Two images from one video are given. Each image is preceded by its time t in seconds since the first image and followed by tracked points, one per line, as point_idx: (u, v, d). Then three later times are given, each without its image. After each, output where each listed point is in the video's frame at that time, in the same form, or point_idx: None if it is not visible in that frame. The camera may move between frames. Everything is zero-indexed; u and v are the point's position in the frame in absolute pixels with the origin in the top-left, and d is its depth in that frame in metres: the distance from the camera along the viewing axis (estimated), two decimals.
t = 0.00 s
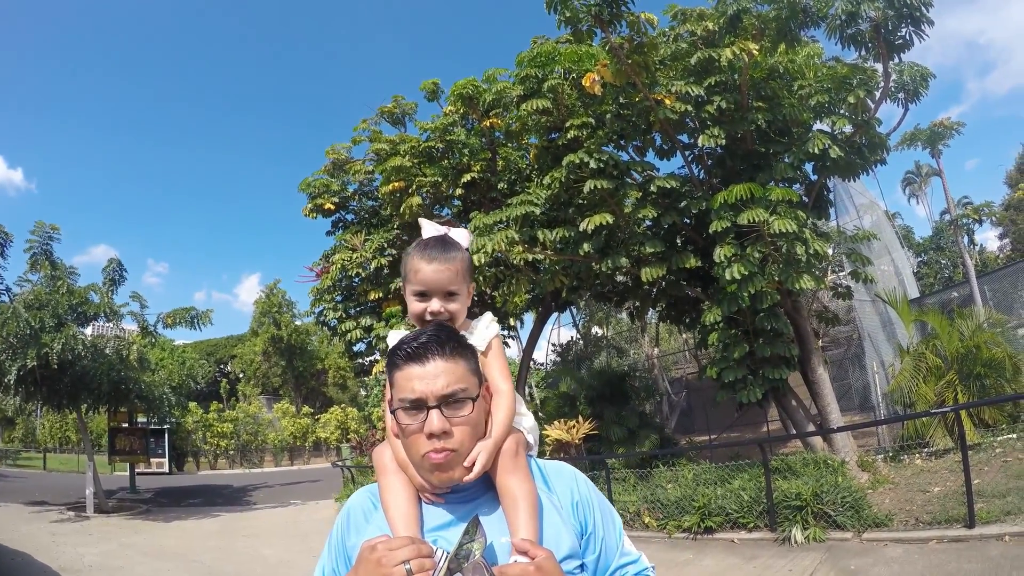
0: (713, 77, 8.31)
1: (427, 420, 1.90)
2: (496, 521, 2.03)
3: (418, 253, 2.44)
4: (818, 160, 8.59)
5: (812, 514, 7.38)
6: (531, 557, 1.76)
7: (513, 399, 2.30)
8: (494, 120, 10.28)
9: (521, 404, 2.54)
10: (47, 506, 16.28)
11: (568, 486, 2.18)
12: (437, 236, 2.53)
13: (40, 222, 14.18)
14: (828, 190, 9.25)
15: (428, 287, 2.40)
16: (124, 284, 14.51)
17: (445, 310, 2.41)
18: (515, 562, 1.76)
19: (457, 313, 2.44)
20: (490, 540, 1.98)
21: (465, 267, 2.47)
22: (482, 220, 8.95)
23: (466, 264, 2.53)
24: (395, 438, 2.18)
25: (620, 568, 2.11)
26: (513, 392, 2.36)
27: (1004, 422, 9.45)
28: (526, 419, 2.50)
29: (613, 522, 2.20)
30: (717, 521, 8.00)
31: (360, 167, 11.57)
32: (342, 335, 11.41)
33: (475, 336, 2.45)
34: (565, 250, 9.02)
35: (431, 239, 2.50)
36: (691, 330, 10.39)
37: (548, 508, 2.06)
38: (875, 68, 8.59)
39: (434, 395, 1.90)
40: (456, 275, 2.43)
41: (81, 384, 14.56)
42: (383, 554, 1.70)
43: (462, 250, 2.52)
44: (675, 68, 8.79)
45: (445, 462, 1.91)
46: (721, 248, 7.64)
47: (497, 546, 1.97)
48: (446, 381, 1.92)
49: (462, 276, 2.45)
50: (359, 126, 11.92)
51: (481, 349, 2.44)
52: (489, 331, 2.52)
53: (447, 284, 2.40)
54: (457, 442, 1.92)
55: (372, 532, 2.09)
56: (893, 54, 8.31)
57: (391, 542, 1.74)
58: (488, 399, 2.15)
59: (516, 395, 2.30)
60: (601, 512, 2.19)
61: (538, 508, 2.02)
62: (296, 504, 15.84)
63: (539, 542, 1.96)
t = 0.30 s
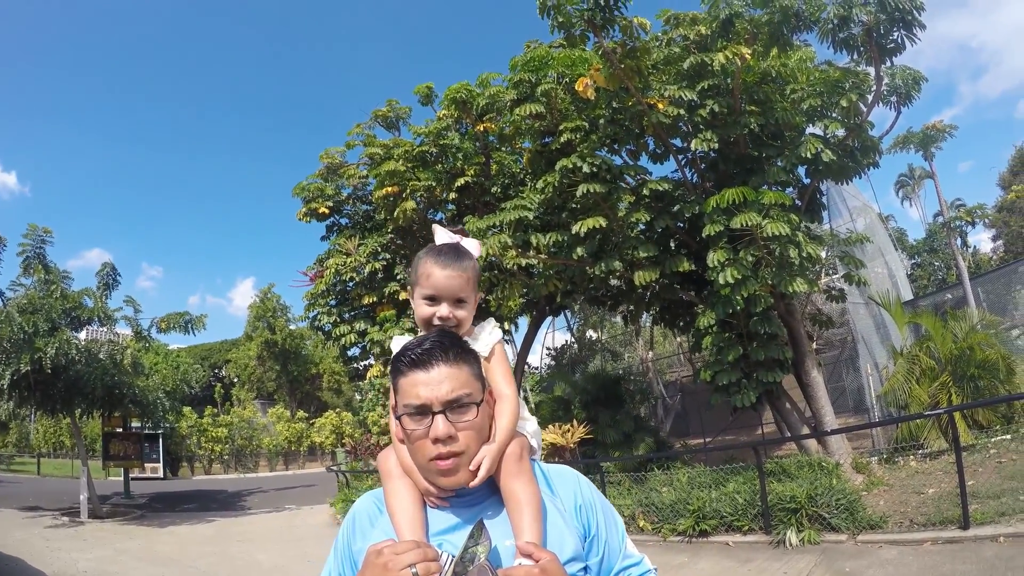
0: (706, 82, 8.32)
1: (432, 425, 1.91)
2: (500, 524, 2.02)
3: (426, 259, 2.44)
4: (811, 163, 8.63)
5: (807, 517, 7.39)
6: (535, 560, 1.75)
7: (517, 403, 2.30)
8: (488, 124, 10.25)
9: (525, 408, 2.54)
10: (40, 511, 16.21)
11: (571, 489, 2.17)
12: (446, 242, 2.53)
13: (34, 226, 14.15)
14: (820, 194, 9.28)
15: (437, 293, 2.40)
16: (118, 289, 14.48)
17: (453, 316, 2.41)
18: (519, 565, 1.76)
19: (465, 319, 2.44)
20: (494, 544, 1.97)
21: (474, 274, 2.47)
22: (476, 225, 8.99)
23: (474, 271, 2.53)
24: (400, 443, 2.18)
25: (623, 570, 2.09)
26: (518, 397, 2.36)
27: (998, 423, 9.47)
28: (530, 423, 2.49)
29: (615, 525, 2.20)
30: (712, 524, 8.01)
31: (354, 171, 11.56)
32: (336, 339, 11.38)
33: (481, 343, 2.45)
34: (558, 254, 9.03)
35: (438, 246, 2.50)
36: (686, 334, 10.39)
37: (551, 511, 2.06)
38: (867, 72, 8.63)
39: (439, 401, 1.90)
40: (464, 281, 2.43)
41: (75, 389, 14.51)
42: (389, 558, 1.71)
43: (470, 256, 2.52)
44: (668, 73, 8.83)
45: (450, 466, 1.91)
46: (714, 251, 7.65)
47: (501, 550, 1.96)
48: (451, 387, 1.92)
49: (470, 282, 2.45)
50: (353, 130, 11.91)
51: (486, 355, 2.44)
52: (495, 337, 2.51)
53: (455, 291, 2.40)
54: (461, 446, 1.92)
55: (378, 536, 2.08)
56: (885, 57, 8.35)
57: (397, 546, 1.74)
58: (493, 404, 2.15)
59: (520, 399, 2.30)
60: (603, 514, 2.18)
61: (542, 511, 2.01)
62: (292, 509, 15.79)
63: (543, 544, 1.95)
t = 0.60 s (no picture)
0: (707, 86, 8.32)
1: (449, 428, 1.92)
2: (515, 524, 2.02)
3: (431, 267, 2.46)
4: (812, 167, 8.64)
5: (808, 521, 7.38)
6: (551, 558, 1.76)
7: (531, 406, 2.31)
8: (490, 128, 10.27)
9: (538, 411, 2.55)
10: (43, 514, 16.24)
11: (584, 489, 2.18)
12: (452, 251, 2.55)
13: (37, 230, 14.20)
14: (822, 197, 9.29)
15: (444, 299, 2.42)
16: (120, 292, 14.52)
17: (462, 320, 2.42)
18: (535, 564, 1.76)
19: (474, 323, 2.45)
20: (509, 543, 1.97)
21: (479, 279, 2.48)
22: (477, 229, 9.02)
23: (479, 275, 2.55)
24: (415, 446, 2.19)
25: (636, 568, 2.11)
26: (531, 400, 2.37)
27: (1000, 426, 9.46)
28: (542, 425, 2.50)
29: (628, 524, 2.20)
30: (714, 529, 8.01)
31: (356, 176, 11.59)
32: (338, 343, 11.39)
33: (492, 347, 2.46)
34: (560, 258, 9.04)
35: (445, 255, 2.52)
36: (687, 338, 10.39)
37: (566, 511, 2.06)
38: (868, 75, 8.64)
39: (456, 404, 1.92)
40: (471, 285, 2.44)
41: (78, 392, 14.54)
42: (406, 557, 1.72)
43: (474, 262, 2.54)
44: (669, 77, 8.87)
45: (466, 468, 1.92)
46: (715, 255, 7.66)
47: (516, 549, 1.96)
48: (467, 390, 1.93)
49: (477, 286, 2.46)
50: (354, 134, 11.94)
51: (498, 359, 2.45)
52: (505, 341, 2.53)
53: (460, 295, 2.41)
54: (478, 449, 1.93)
55: (394, 537, 2.09)
56: (886, 61, 8.36)
57: (413, 546, 1.76)
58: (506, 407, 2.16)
59: (533, 402, 2.31)
60: (617, 514, 2.18)
61: (557, 510, 2.02)
62: (293, 513, 15.81)
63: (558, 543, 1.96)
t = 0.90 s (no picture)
0: (699, 84, 8.37)
1: (453, 416, 1.92)
2: (513, 521, 2.00)
3: (419, 268, 2.46)
4: (804, 165, 8.68)
5: (800, 518, 7.41)
6: (549, 556, 1.75)
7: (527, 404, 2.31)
8: (482, 127, 10.21)
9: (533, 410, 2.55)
10: (35, 516, 16.17)
11: (582, 485, 2.17)
12: (441, 253, 2.56)
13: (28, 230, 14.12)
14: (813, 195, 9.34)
15: (432, 300, 2.42)
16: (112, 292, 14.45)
17: (452, 318, 2.42)
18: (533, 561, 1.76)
19: (465, 320, 2.45)
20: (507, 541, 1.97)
21: (463, 276, 2.49)
22: (468, 228, 9.02)
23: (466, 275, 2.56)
24: (413, 444, 2.18)
25: (636, 565, 2.09)
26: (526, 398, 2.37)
27: (992, 423, 9.51)
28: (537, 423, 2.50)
29: (628, 520, 2.18)
30: (706, 526, 8.04)
31: (349, 174, 11.56)
32: (331, 342, 11.36)
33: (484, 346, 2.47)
34: (552, 256, 9.03)
35: (434, 257, 2.53)
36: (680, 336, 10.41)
37: (563, 508, 2.06)
38: (859, 74, 8.66)
39: (461, 393, 1.92)
40: (462, 285, 2.46)
41: (70, 393, 14.48)
42: (406, 558, 1.72)
43: (461, 263, 2.55)
44: (661, 76, 8.89)
45: (470, 458, 1.90)
46: (707, 254, 7.69)
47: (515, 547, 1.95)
48: (473, 380, 1.94)
49: (466, 285, 2.48)
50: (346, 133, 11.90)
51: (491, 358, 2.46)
52: (497, 341, 2.54)
53: (446, 293, 2.41)
54: (481, 438, 1.92)
55: (394, 538, 2.08)
56: (877, 59, 8.38)
57: (413, 545, 1.76)
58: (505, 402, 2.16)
59: (529, 399, 2.31)
60: (616, 509, 2.17)
61: (554, 508, 2.01)
62: (287, 513, 15.78)
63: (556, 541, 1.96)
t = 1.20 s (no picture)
0: (694, 87, 8.39)
1: (440, 420, 1.94)
2: (495, 523, 2.03)
3: (417, 266, 2.47)
4: (798, 170, 8.75)
5: (787, 521, 7.45)
6: (523, 559, 1.78)
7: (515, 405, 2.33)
8: (477, 125, 10.24)
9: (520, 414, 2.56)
10: (22, 506, 16.10)
11: (566, 491, 2.18)
12: (438, 253, 2.57)
13: (20, 219, 14.06)
14: (806, 200, 9.39)
15: (430, 297, 2.43)
16: (103, 283, 14.41)
17: (448, 316, 2.43)
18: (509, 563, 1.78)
19: (460, 320, 2.46)
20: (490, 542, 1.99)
21: (462, 277, 2.51)
22: (461, 226, 9.04)
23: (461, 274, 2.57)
24: (403, 444, 2.20)
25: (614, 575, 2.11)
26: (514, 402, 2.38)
27: (979, 431, 9.58)
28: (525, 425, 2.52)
29: (610, 528, 2.19)
30: (693, 527, 8.07)
31: (342, 169, 11.53)
32: (322, 337, 11.35)
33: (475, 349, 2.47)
34: (545, 255, 9.03)
35: (432, 255, 2.54)
36: (670, 338, 10.45)
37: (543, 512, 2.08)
38: (854, 81, 8.70)
39: (449, 397, 1.94)
40: (458, 284, 2.47)
41: (60, 384, 14.44)
42: (398, 559, 1.74)
43: (458, 263, 2.56)
44: (656, 78, 8.95)
45: (456, 461, 1.92)
46: (698, 256, 7.72)
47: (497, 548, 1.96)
48: (460, 385, 1.96)
49: (462, 285, 2.49)
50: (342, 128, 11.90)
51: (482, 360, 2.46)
52: (488, 345, 2.54)
53: (444, 291, 2.43)
54: (467, 441, 1.94)
55: (383, 540, 2.10)
56: (873, 66, 8.42)
57: (405, 546, 1.78)
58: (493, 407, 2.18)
59: (517, 403, 2.32)
60: (598, 518, 2.17)
61: (534, 512, 2.04)
62: (276, 507, 15.76)
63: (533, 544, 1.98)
